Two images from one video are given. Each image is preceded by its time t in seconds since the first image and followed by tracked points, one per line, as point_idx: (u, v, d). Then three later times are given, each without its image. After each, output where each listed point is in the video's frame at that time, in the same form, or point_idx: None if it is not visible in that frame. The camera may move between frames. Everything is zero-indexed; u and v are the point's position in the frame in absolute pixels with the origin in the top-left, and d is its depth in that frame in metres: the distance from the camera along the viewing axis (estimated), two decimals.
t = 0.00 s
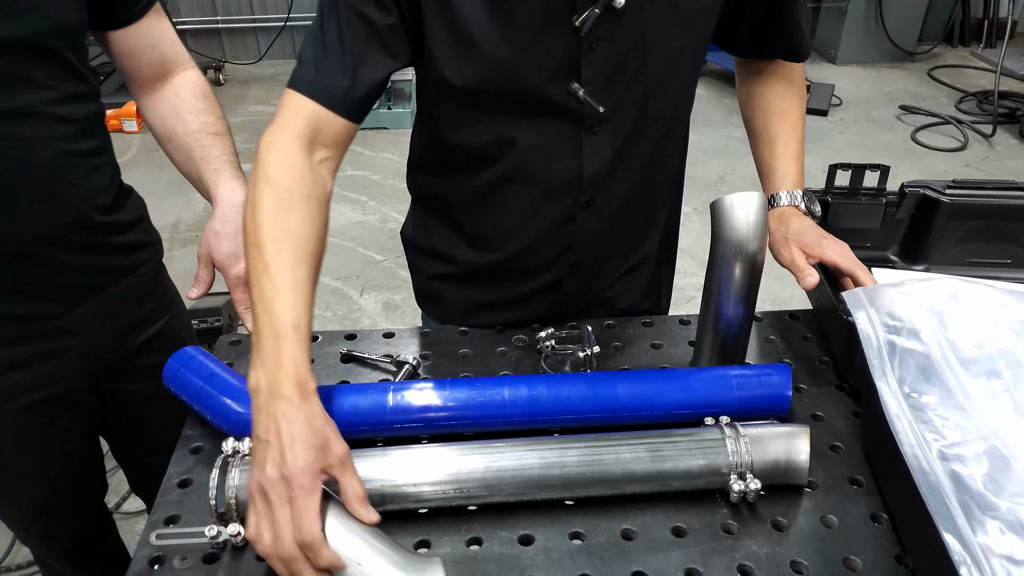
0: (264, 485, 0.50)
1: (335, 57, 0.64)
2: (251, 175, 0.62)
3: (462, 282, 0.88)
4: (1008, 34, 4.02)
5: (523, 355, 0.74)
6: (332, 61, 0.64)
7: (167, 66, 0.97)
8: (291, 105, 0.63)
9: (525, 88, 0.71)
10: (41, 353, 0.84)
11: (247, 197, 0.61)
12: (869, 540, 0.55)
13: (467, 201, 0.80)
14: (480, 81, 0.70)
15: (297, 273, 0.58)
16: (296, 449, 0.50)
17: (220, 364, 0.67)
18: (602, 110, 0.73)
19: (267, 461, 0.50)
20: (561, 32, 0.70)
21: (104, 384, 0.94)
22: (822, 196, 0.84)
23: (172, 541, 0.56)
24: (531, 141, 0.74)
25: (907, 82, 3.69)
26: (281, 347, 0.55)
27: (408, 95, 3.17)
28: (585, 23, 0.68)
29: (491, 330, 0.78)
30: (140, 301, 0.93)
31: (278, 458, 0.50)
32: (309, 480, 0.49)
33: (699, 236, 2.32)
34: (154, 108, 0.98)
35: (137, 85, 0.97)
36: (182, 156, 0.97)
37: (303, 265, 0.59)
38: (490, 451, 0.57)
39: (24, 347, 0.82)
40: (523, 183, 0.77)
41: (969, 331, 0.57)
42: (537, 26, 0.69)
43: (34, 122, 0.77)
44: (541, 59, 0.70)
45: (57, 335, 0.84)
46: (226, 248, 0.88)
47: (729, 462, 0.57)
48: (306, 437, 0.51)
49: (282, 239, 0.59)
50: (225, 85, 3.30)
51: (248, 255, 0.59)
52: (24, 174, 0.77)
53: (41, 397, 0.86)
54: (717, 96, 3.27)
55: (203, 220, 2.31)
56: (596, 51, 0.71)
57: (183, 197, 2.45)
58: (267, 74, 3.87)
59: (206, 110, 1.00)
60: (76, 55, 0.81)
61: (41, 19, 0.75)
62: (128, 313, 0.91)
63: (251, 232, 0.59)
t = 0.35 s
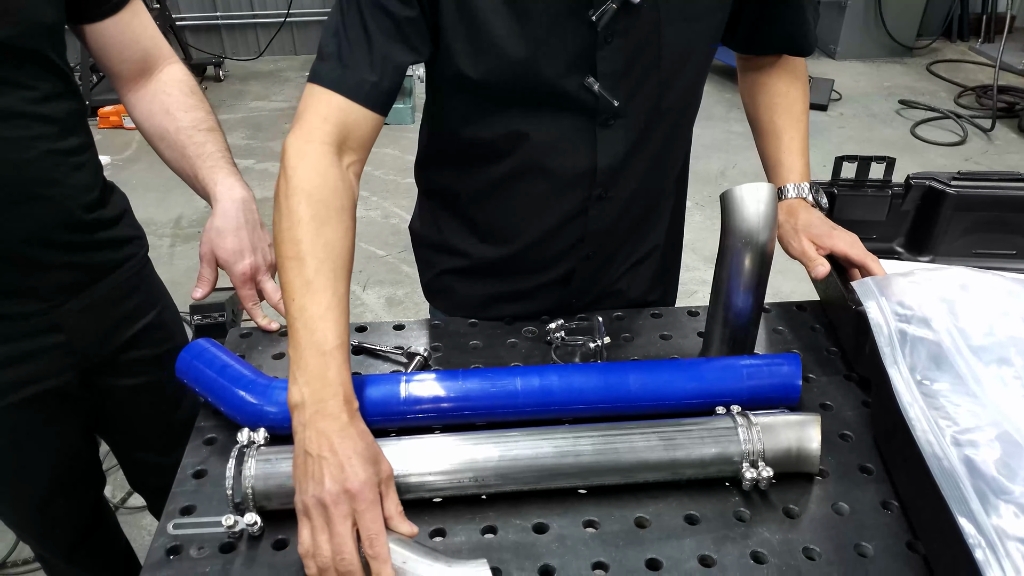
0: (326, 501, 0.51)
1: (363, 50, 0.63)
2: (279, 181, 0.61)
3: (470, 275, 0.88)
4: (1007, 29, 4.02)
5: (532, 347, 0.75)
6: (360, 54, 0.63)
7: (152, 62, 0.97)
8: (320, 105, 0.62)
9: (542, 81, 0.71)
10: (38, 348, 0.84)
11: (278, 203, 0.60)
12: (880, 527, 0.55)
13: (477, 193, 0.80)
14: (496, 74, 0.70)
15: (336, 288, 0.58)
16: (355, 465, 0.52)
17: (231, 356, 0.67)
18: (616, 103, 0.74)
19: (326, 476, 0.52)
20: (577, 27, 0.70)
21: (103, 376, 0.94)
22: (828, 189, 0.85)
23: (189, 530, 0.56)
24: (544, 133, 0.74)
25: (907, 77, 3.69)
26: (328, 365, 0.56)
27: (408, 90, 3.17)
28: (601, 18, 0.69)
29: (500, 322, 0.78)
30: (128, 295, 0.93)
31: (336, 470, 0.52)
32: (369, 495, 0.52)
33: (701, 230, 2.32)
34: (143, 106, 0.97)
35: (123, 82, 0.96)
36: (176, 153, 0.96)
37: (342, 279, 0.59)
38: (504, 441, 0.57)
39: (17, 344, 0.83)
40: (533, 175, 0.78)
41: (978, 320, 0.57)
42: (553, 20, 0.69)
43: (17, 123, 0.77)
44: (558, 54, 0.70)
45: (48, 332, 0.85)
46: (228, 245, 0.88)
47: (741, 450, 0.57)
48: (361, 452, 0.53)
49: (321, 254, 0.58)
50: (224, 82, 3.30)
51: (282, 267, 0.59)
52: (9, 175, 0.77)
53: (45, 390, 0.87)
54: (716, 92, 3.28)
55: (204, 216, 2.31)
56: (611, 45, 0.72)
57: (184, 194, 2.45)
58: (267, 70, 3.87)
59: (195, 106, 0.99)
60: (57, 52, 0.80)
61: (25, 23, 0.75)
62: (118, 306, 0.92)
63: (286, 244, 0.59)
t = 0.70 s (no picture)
0: (340, 504, 0.51)
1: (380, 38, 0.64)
2: (302, 172, 0.61)
3: (481, 267, 0.88)
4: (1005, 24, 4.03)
5: (543, 338, 0.75)
6: (378, 38, 0.64)
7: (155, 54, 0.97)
8: (341, 95, 0.63)
9: (552, 72, 0.72)
10: (53, 342, 0.85)
11: (300, 196, 0.61)
12: (893, 514, 0.56)
13: (487, 185, 0.81)
14: (506, 65, 0.70)
15: (357, 282, 0.58)
16: (372, 467, 0.52)
17: (246, 348, 0.68)
18: (625, 93, 0.74)
19: (341, 479, 0.51)
20: (587, 17, 0.70)
21: (113, 363, 0.94)
22: (835, 181, 0.86)
23: (207, 521, 0.57)
24: (555, 125, 0.75)
25: (906, 72, 3.70)
26: (348, 358, 0.56)
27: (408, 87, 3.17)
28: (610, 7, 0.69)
29: (510, 314, 0.79)
30: (133, 280, 0.93)
31: (351, 473, 0.51)
32: (384, 500, 0.51)
33: (703, 225, 2.32)
34: (146, 98, 0.97)
35: (124, 74, 0.96)
36: (180, 146, 0.97)
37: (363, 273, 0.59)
38: (519, 430, 0.58)
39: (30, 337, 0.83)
40: (545, 166, 0.78)
41: (990, 307, 0.58)
42: (563, 10, 0.69)
43: (22, 117, 0.77)
44: (568, 44, 0.71)
45: (60, 317, 0.85)
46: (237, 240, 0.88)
47: (755, 439, 0.58)
48: (378, 456, 0.52)
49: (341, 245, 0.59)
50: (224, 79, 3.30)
51: (303, 260, 0.59)
52: (18, 167, 0.77)
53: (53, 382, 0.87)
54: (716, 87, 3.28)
55: (207, 213, 2.31)
56: (620, 34, 0.72)
57: (186, 190, 2.44)
58: (266, 68, 3.86)
59: (198, 100, 0.99)
60: (62, 43, 0.80)
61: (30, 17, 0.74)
62: (123, 292, 0.92)
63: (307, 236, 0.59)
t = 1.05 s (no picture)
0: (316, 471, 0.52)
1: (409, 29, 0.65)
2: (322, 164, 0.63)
3: (492, 258, 0.89)
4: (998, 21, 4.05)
5: (553, 329, 0.76)
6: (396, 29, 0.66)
7: (201, 47, 0.98)
8: (363, 86, 0.64)
9: (563, 64, 0.73)
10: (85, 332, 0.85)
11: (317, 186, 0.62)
12: (901, 497, 0.57)
13: (498, 177, 0.82)
14: (518, 57, 0.71)
15: (369, 267, 0.59)
16: (354, 423, 0.53)
17: (261, 340, 0.68)
18: (634, 83, 0.75)
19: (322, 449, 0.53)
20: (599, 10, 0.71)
21: (160, 355, 0.95)
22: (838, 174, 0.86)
23: (227, 509, 0.58)
24: (565, 118, 0.76)
25: (901, 69, 3.72)
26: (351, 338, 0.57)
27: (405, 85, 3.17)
28: None
29: (520, 306, 0.80)
30: (188, 270, 0.94)
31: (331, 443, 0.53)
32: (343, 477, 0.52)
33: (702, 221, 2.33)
34: (186, 89, 0.98)
35: (169, 63, 0.98)
36: (209, 138, 0.98)
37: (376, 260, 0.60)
38: (533, 418, 0.59)
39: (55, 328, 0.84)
40: (556, 158, 0.79)
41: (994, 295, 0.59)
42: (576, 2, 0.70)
43: (88, 100, 0.79)
44: (581, 37, 0.72)
45: (110, 306, 0.86)
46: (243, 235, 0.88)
47: (765, 425, 0.59)
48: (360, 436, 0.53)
49: (360, 235, 0.60)
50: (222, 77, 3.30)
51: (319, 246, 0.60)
52: (77, 149, 0.78)
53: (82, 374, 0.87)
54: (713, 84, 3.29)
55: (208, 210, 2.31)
56: (628, 27, 0.72)
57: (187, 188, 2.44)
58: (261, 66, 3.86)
59: (235, 95, 1.00)
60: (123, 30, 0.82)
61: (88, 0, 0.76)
62: (176, 282, 0.93)
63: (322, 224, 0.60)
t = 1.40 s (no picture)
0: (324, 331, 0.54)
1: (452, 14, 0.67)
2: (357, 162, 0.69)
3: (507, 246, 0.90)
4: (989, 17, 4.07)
5: (560, 320, 0.77)
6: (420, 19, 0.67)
7: (242, 44, 0.99)
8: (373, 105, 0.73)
9: (584, 53, 0.74)
10: (102, 321, 0.86)
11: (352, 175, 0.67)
12: (908, 483, 0.57)
13: (508, 167, 0.82)
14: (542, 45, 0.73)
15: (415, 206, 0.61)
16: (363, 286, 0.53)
17: (270, 334, 0.68)
18: (655, 72, 0.76)
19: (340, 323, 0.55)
20: None
21: (191, 346, 0.97)
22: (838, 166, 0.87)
23: (239, 501, 0.58)
24: (577, 110, 0.77)
25: (894, 65, 3.73)
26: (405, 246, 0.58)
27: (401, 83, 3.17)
28: None
29: (526, 298, 0.80)
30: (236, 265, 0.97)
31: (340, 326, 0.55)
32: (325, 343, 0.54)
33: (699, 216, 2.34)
34: (223, 84, 0.99)
35: (212, 57, 1.00)
36: (237, 132, 0.98)
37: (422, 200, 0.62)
38: (544, 407, 0.59)
39: (77, 316, 0.85)
40: (572, 145, 0.79)
41: (1000, 279, 0.60)
42: None
43: (139, 87, 0.81)
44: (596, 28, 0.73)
45: (145, 297, 0.88)
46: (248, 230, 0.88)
47: (774, 412, 0.59)
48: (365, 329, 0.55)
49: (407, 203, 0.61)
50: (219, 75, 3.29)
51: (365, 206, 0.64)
52: (128, 134, 0.81)
53: (98, 365, 0.88)
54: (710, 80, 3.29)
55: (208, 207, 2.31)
56: (650, 16, 0.73)
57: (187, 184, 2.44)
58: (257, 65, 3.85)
59: (269, 92, 1.00)
60: (174, 21, 0.85)
61: None
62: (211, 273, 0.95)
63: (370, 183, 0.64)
